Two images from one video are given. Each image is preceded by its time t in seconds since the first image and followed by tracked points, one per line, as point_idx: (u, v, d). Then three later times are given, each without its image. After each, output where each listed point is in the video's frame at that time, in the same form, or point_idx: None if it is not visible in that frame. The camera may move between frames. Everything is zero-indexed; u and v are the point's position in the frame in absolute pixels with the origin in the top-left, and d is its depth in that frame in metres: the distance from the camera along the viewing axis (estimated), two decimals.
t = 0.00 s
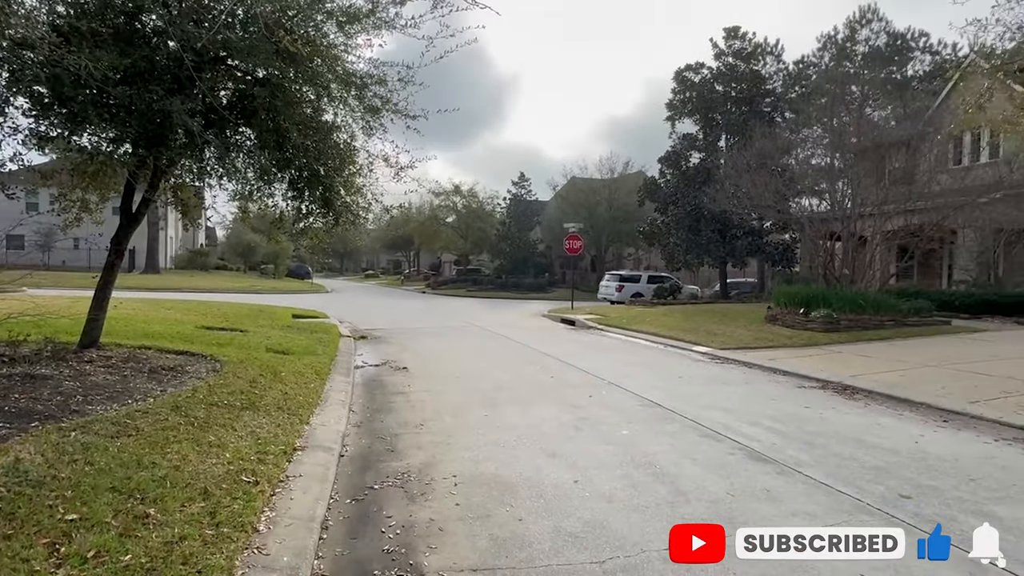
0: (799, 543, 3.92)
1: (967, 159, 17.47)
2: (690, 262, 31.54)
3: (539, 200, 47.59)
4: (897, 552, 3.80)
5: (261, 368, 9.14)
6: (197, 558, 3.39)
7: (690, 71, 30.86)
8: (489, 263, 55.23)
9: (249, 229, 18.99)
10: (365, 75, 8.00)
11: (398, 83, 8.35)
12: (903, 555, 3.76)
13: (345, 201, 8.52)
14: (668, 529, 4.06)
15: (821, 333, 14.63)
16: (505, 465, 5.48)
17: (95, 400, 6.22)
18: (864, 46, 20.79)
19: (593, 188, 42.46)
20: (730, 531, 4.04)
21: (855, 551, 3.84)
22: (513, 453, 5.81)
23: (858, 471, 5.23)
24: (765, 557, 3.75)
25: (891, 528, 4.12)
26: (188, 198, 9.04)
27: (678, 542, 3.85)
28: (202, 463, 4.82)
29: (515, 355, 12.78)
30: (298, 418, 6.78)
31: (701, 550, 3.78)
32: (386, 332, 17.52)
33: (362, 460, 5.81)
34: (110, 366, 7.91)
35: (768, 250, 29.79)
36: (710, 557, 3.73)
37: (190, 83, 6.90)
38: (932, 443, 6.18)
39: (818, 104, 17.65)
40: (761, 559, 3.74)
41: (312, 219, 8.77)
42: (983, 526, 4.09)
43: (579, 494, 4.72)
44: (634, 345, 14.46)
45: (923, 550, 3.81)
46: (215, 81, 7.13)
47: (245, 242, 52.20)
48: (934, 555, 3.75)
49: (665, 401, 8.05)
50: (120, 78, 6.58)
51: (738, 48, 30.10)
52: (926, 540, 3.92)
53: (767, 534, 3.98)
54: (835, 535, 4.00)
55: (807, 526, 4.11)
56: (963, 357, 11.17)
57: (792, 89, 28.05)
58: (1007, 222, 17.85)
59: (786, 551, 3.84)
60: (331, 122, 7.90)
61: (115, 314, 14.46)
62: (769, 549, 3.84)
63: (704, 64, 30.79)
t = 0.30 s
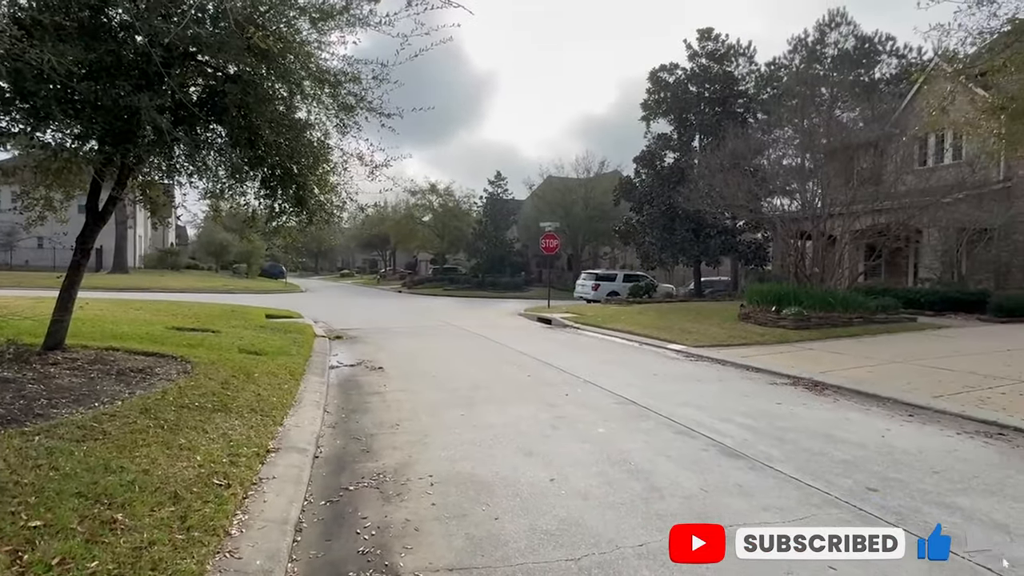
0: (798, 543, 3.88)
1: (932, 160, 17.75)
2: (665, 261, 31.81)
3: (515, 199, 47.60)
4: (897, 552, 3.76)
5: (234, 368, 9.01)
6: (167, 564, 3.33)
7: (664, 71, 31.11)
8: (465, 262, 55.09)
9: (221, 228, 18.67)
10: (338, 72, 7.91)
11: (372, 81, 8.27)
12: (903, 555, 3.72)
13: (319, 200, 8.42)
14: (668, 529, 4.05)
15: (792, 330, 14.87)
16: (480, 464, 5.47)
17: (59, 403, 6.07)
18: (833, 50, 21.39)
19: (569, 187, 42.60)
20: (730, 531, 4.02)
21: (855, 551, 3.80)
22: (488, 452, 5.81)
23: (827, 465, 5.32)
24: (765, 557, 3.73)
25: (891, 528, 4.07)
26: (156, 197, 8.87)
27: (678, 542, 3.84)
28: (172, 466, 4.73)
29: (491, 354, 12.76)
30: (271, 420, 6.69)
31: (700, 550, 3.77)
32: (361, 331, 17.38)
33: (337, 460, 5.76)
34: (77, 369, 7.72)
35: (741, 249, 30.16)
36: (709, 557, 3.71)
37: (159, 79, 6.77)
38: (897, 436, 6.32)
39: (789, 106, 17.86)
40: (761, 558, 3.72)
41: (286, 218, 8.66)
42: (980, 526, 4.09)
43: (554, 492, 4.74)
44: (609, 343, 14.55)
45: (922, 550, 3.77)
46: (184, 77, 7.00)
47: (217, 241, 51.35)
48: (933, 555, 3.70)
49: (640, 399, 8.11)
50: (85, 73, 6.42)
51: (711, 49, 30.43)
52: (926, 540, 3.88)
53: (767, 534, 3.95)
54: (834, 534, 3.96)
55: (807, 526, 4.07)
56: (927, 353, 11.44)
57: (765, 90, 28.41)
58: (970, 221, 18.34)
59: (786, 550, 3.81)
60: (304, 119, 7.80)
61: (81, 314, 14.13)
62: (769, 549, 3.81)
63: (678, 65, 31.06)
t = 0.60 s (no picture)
0: (799, 543, 3.87)
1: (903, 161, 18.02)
2: (645, 260, 32.00)
3: (495, 199, 47.56)
4: (898, 552, 3.74)
5: (210, 370, 8.90)
6: (142, 569, 3.27)
7: (643, 72, 31.29)
8: (445, 262, 54.94)
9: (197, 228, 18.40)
10: (316, 71, 7.85)
11: (350, 79, 8.21)
12: (903, 555, 3.71)
13: (297, 199, 8.35)
14: (669, 529, 4.03)
15: (769, 329, 15.05)
16: (460, 464, 5.46)
17: (29, 406, 5.94)
18: (808, 52, 21.69)
19: (549, 187, 42.68)
20: (730, 531, 3.99)
21: (856, 551, 3.78)
22: (469, 452, 5.80)
23: (802, 461, 5.40)
24: (765, 557, 3.72)
25: (891, 528, 4.05)
26: (130, 196, 8.72)
27: (678, 542, 3.83)
28: (147, 470, 4.65)
29: (471, 354, 12.73)
30: (248, 422, 6.61)
31: (700, 550, 3.76)
32: (341, 332, 17.24)
33: (316, 462, 5.71)
34: (47, 372, 7.57)
35: (719, 249, 30.46)
36: (709, 557, 3.70)
37: (132, 76, 6.66)
38: (871, 432, 6.42)
39: (766, 107, 18.06)
40: (761, 558, 3.70)
41: (263, 217, 8.57)
42: (988, 526, 4.03)
43: (535, 491, 4.74)
44: (589, 342, 14.60)
45: (922, 550, 3.75)
46: (158, 74, 6.89)
47: (193, 241, 50.61)
48: (932, 555, 3.70)
49: (620, 397, 8.15)
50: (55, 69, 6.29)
51: (689, 51, 30.67)
52: (926, 541, 3.87)
53: (768, 534, 3.94)
54: (835, 534, 3.95)
55: (807, 526, 4.06)
56: (901, 350, 11.64)
57: (742, 92, 28.72)
58: (940, 221, 18.75)
59: (786, 551, 3.80)
60: (282, 118, 7.72)
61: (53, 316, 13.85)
62: (769, 550, 3.80)
63: (657, 66, 31.27)
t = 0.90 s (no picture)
0: (799, 543, 3.86)
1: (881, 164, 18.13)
2: (627, 260, 32.15)
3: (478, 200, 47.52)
4: (898, 552, 3.74)
5: (189, 372, 8.79)
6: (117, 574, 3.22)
7: (626, 74, 31.46)
8: (429, 263, 54.81)
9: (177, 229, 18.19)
10: (296, 70, 7.80)
11: (331, 79, 8.16)
12: (902, 555, 3.70)
13: (277, 199, 8.27)
14: (668, 528, 4.05)
15: (749, 328, 15.19)
16: (442, 465, 5.45)
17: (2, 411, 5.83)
18: (788, 55, 21.95)
19: (532, 188, 42.74)
20: (730, 531, 4.00)
21: (857, 551, 3.78)
22: (451, 452, 5.79)
23: (781, 459, 5.45)
24: (766, 557, 3.71)
25: (891, 528, 4.05)
26: (106, 196, 8.59)
27: (677, 542, 3.83)
28: (123, 473, 4.59)
29: (454, 355, 12.70)
30: (228, 424, 6.53)
31: (701, 550, 3.76)
32: (324, 333, 17.13)
33: (297, 464, 5.66)
34: (20, 375, 7.43)
35: (701, 249, 30.69)
36: (709, 557, 3.69)
37: (107, 74, 6.55)
38: (848, 430, 6.51)
39: (747, 109, 18.23)
40: (762, 558, 3.70)
41: (243, 217, 8.48)
42: (988, 526, 4.03)
43: (517, 491, 4.75)
44: (572, 342, 14.64)
45: (922, 550, 3.75)
46: (135, 72, 6.78)
47: (173, 242, 49.98)
48: (932, 555, 3.69)
49: (602, 397, 8.18)
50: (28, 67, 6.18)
51: (671, 52, 30.88)
52: (927, 541, 3.87)
53: (768, 534, 3.93)
54: (835, 535, 3.95)
55: (808, 527, 4.05)
56: (878, 349, 11.81)
57: (723, 93, 28.98)
58: (916, 222, 19.06)
59: (787, 551, 3.78)
60: (262, 117, 7.64)
61: (28, 318, 13.62)
62: (769, 549, 3.79)
63: (639, 67, 31.44)
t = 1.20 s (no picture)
0: (800, 543, 3.86)
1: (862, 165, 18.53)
2: (613, 261, 32.25)
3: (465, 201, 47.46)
4: (898, 552, 3.75)
5: (171, 374, 8.68)
6: None
7: (611, 75, 31.58)
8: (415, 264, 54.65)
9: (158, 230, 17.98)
10: (280, 70, 7.76)
11: (315, 79, 8.12)
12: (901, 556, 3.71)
13: (260, 200, 8.18)
14: (668, 528, 4.05)
15: (733, 329, 15.29)
16: (426, 466, 5.43)
17: None
18: (772, 58, 22.18)
19: (519, 189, 42.77)
20: (730, 531, 4.00)
21: (857, 551, 3.79)
22: (435, 453, 5.78)
23: (763, 458, 5.49)
24: (767, 557, 3.71)
25: (891, 528, 4.06)
26: (85, 196, 8.48)
27: (678, 542, 3.84)
28: (102, 477, 4.53)
29: (439, 356, 12.67)
30: (210, 427, 6.46)
31: (701, 550, 3.76)
32: (308, 335, 17.01)
33: (280, 467, 5.62)
34: None
35: (686, 250, 30.88)
36: (709, 557, 3.70)
37: (86, 72, 6.44)
38: (830, 429, 6.57)
39: (731, 111, 18.36)
40: (761, 558, 3.70)
41: (225, 218, 8.39)
42: (987, 526, 4.04)
43: (502, 492, 4.74)
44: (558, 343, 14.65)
45: (922, 550, 3.76)
46: (115, 71, 6.69)
47: (155, 242, 49.43)
48: (931, 555, 3.70)
49: (587, 398, 8.20)
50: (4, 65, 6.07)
51: (657, 55, 31.04)
52: (926, 540, 3.87)
53: (768, 534, 3.94)
54: (834, 534, 3.96)
55: (808, 526, 4.06)
56: (860, 349, 11.94)
57: (708, 96, 29.18)
58: (896, 224, 19.31)
59: (787, 551, 3.79)
60: (244, 117, 7.58)
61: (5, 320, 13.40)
62: (769, 549, 3.80)
63: (624, 69, 31.56)
